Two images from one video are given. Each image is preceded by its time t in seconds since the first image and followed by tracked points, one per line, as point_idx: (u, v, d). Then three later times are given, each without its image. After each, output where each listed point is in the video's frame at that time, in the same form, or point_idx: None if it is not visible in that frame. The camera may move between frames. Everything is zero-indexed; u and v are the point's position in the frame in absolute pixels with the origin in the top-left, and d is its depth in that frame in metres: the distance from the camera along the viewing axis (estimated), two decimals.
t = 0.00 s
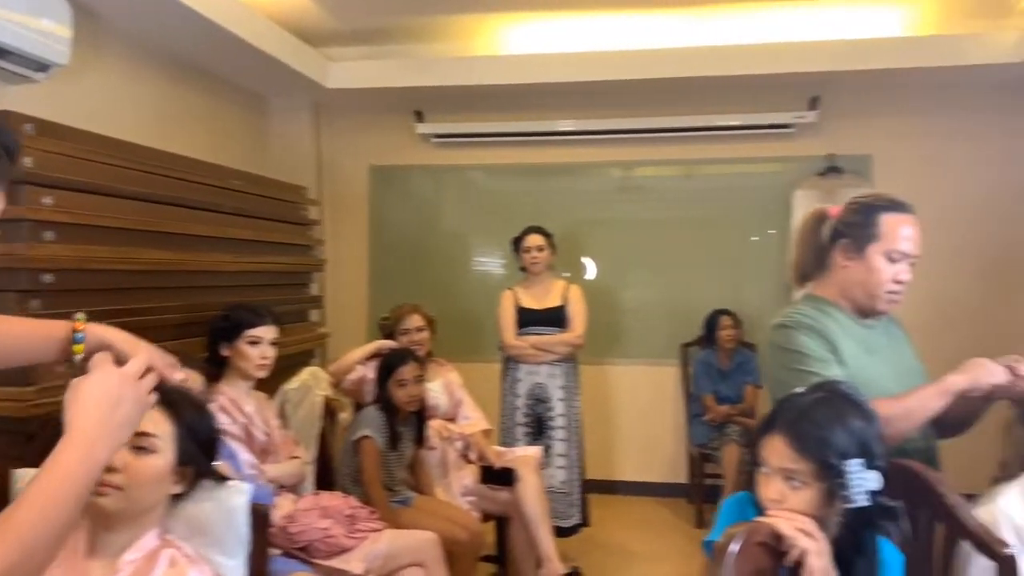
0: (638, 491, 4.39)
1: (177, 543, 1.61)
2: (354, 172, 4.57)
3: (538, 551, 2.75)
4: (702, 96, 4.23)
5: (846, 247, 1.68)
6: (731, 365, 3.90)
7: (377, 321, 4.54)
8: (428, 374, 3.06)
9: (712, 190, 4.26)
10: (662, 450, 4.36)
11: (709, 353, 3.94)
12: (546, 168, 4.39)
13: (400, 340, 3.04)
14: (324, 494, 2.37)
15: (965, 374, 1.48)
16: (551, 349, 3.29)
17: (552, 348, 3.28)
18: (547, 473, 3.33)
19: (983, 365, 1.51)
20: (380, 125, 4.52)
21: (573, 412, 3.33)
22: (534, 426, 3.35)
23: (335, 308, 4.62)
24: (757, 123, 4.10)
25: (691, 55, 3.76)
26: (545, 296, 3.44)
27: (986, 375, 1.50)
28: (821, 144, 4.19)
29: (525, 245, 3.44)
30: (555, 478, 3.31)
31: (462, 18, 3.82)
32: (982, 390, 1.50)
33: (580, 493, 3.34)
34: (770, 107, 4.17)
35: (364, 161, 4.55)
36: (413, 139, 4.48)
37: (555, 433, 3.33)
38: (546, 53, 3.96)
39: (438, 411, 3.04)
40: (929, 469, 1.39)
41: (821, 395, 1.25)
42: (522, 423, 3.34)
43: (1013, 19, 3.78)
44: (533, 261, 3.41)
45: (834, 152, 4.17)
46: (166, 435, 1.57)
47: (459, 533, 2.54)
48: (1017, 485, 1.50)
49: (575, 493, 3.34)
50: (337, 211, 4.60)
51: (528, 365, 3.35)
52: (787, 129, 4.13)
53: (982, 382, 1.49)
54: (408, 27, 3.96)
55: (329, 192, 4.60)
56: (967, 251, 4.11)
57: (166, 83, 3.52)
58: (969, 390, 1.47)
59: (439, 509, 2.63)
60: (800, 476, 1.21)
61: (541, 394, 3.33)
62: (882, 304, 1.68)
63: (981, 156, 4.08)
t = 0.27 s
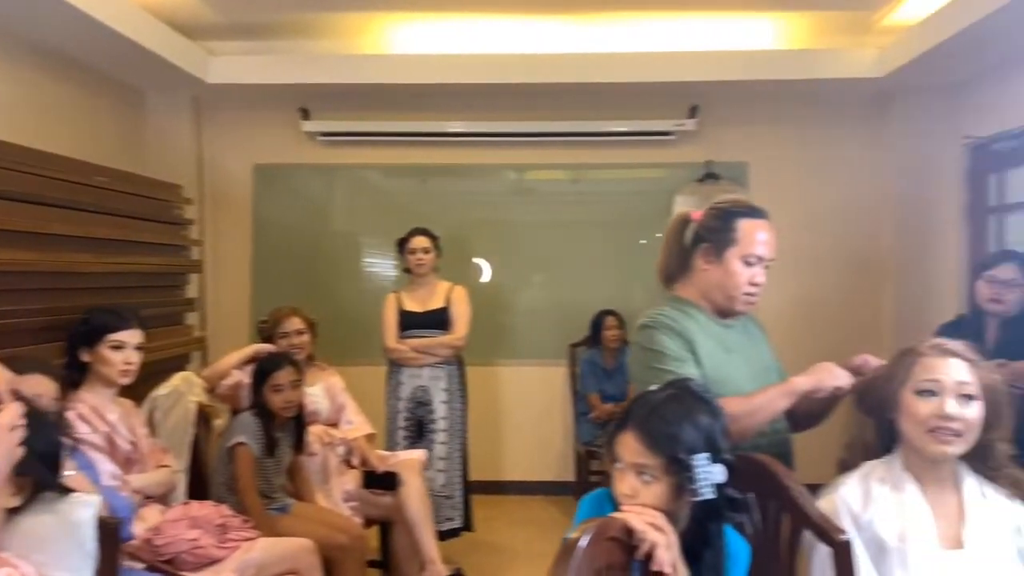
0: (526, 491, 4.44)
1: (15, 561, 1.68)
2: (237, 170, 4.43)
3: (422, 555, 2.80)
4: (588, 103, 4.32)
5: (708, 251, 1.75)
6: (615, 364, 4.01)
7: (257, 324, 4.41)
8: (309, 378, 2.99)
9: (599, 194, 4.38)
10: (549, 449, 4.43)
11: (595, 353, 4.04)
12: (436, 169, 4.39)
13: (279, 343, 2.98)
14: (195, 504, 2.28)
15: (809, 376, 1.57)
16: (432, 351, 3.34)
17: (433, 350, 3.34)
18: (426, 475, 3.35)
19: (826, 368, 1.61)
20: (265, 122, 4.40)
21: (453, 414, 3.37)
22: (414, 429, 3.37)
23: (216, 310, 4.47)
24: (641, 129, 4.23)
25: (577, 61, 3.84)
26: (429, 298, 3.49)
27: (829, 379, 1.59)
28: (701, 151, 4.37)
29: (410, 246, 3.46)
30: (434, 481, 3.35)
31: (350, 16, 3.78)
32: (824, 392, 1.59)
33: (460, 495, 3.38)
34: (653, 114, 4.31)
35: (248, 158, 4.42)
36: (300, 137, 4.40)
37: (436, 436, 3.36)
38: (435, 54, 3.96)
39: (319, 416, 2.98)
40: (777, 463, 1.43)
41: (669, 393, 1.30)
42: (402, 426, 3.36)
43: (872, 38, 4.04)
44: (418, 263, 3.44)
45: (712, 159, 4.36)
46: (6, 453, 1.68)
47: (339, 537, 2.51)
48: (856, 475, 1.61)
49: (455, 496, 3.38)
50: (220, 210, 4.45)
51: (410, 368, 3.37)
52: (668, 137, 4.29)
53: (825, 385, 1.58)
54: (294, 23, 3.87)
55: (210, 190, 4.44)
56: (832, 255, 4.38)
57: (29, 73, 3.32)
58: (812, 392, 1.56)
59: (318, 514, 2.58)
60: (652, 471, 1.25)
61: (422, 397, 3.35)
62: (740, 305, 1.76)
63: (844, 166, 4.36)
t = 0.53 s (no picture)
0: (399, 492, 4.39)
1: None
2: (90, 160, 4.18)
3: (286, 561, 2.76)
4: (463, 102, 4.33)
5: (569, 251, 1.78)
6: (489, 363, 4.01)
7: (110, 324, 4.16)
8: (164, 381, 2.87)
9: (474, 193, 4.41)
10: (423, 449, 4.41)
11: (469, 352, 4.03)
12: (307, 165, 4.29)
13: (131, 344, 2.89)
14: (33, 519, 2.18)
15: (650, 372, 1.60)
16: (300, 352, 3.30)
17: (299, 351, 3.30)
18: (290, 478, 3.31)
19: (666, 360, 1.64)
20: (123, 111, 4.17)
21: (319, 415, 3.33)
22: (278, 431, 3.31)
23: (64, 310, 4.19)
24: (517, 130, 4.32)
25: (452, 60, 3.88)
26: (293, 297, 3.41)
27: (669, 372, 1.62)
28: (573, 152, 4.48)
29: (273, 244, 3.37)
30: (298, 484, 3.30)
31: (216, 4, 3.64)
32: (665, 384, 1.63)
33: (326, 497, 3.36)
34: (528, 115, 4.38)
35: (102, 148, 4.17)
36: (160, 128, 4.19)
37: (302, 438, 3.32)
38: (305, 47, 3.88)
39: (177, 420, 2.86)
40: (623, 453, 1.45)
41: (520, 391, 1.32)
42: (265, 429, 3.28)
43: (731, 50, 4.25)
44: (282, 261, 3.35)
45: (584, 161, 4.48)
46: None
47: (194, 546, 2.40)
48: (701, 465, 1.68)
49: (321, 498, 3.35)
50: (70, 202, 4.17)
51: (275, 370, 3.31)
52: (541, 138, 4.39)
53: (665, 378, 1.61)
54: (153, 8, 3.69)
55: (60, 181, 4.16)
56: (695, 255, 4.59)
57: None
58: (653, 387, 1.59)
59: (171, 523, 2.47)
60: (500, 468, 1.27)
61: (288, 398, 3.30)
62: (600, 304, 1.80)
63: (707, 171, 4.58)
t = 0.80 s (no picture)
0: (269, 498, 4.27)
1: None
2: None
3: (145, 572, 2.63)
4: (340, 98, 4.27)
5: (438, 249, 1.72)
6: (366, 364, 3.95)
7: None
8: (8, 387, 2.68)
9: (351, 190, 4.34)
10: (296, 453, 4.31)
11: (345, 352, 3.94)
12: (172, 158, 4.10)
13: None
14: None
15: (531, 381, 1.67)
16: (166, 353, 3.14)
17: (165, 352, 3.15)
18: (154, 486, 3.15)
19: (549, 370, 1.71)
20: None
21: (186, 419, 3.18)
22: (142, 437, 3.14)
23: None
24: (396, 127, 4.28)
25: (324, 54, 3.85)
26: (154, 297, 3.24)
27: (549, 381, 1.69)
28: (452, 151, 4.48)
29: (132, 241, 3.20)
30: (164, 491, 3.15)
31: None
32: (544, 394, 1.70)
33: (193, 503, 3.22)
34: (406, 112, 4.36)
35: None
36: (8, 114, 3.92)
37: (168, 443, 3.17)
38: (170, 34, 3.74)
39: (22, 430, 2.65)
40: (489, 452, 1.48)
41: (380, 392, 1.31)
42: (128, 436, 3.11)
43: (605, 55, 4.35)
44: (141, 259, 3.19)
45: (463, 160, 4.49)
46: None
47: (37, 565, 2.23)
48: (567, 460, 1.72)
49: (187, 505, 3.20)
50: None
51: (137, 373, 3.13)
52: (420, 136, 4.36)
53: (544, 388, 1.69)
54: None
55: None
56: (572, 256, 4.69)
57: None
58: (533, 397, 1.66)
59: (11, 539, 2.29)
60: (357, 470, 1.25)
61: (152, 402, 3.14)
62: (471, 302, 1.74)
63: (583, 173, 4.69)
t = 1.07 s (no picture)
0: (138, 508, 4.08)
1: None
2: None
3: None
4: (220, 91, 4.14)
5: (320, 247, 1.66)
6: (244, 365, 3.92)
7: None
8: None
9: (231, 187, 4.20)
10: (167, 461, 4.13)
11: (223, 354, 3.75)
12: (35, 149, 3.87)
13: None
14: None
15: (415, 386, 1.66)
16: (25, 355, 2.91)
17: (26, 354, 2.91)
18: (12, 499, 2.95)
19: (434, 374, 1.72)
20: None
21: (48, 427, 3.01)
22: None
23: None
24: (279, 122, 4.18)
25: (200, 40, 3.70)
26: (12, 296, 3.01)
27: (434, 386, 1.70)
28: (338, 148, 4.41)
29: None
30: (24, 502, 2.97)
31: None
32: (427, 398, 1.69)
33: (54, 513, 3.05)
34: (289, 108, 4.26)
35: None
36: None
37: (27, 453, 2.96)
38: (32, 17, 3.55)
39: None
40: (369, 454, 1.45)
41: (252, 393, 1.26)
42: None
43: (493, 57, 4.38)
44: None
45: (349, 157, 4.42)
46: None
47: None
48: (449, 460, 1.72)
49: (48, 516, 3.03)
50: None
51: None
52: (304, 132, 4.27)
53: (428, 392, 1.69)
54: None
55: None
56: (461, 257, 4.69)
57: None
58: (416, 401, 1.65)
59: None
60: (226, 475, 1.20)
61: (11, 410, 2.91)
62: (355, 302, 1.70)
63: (471, 173, 4.70)
